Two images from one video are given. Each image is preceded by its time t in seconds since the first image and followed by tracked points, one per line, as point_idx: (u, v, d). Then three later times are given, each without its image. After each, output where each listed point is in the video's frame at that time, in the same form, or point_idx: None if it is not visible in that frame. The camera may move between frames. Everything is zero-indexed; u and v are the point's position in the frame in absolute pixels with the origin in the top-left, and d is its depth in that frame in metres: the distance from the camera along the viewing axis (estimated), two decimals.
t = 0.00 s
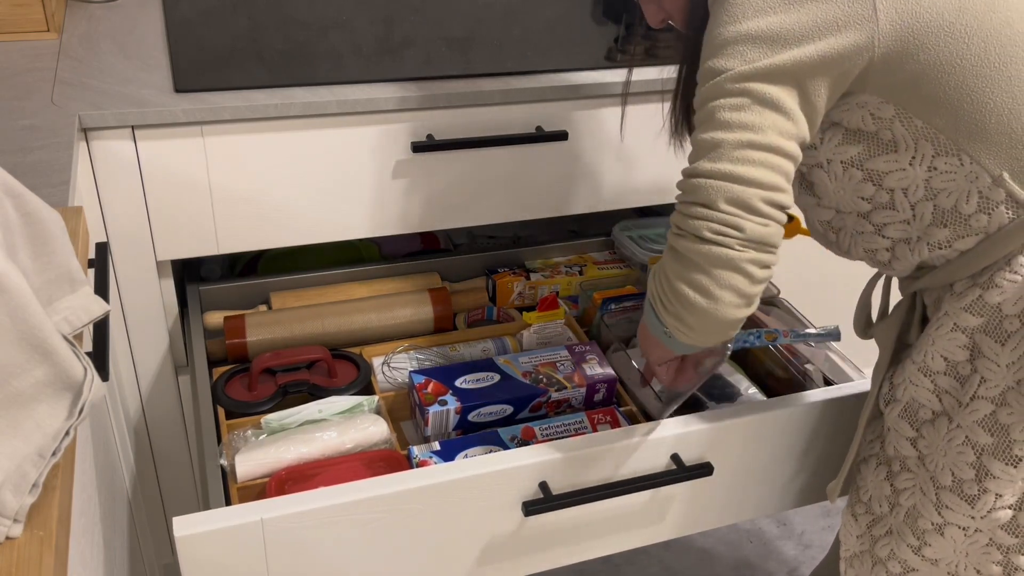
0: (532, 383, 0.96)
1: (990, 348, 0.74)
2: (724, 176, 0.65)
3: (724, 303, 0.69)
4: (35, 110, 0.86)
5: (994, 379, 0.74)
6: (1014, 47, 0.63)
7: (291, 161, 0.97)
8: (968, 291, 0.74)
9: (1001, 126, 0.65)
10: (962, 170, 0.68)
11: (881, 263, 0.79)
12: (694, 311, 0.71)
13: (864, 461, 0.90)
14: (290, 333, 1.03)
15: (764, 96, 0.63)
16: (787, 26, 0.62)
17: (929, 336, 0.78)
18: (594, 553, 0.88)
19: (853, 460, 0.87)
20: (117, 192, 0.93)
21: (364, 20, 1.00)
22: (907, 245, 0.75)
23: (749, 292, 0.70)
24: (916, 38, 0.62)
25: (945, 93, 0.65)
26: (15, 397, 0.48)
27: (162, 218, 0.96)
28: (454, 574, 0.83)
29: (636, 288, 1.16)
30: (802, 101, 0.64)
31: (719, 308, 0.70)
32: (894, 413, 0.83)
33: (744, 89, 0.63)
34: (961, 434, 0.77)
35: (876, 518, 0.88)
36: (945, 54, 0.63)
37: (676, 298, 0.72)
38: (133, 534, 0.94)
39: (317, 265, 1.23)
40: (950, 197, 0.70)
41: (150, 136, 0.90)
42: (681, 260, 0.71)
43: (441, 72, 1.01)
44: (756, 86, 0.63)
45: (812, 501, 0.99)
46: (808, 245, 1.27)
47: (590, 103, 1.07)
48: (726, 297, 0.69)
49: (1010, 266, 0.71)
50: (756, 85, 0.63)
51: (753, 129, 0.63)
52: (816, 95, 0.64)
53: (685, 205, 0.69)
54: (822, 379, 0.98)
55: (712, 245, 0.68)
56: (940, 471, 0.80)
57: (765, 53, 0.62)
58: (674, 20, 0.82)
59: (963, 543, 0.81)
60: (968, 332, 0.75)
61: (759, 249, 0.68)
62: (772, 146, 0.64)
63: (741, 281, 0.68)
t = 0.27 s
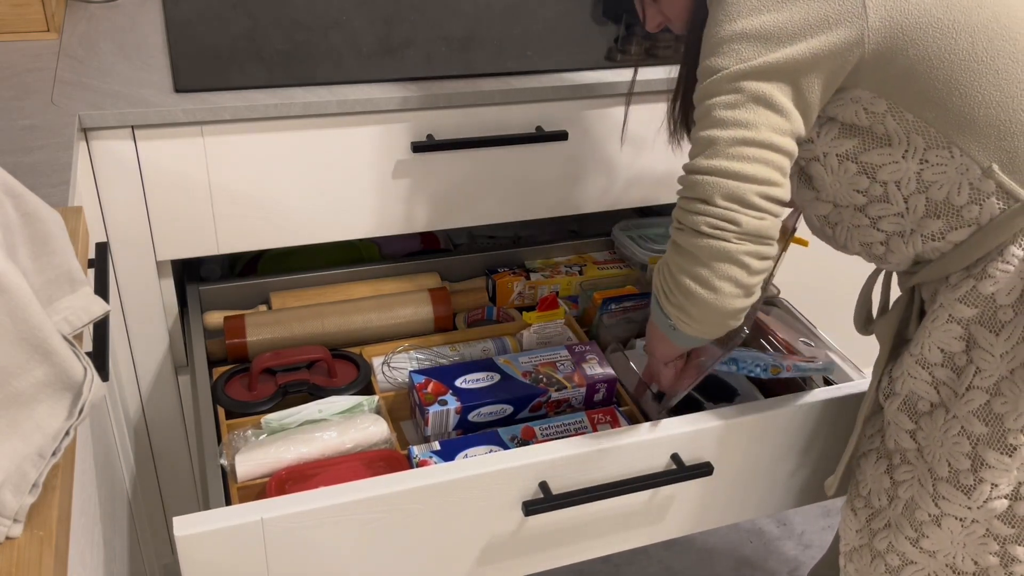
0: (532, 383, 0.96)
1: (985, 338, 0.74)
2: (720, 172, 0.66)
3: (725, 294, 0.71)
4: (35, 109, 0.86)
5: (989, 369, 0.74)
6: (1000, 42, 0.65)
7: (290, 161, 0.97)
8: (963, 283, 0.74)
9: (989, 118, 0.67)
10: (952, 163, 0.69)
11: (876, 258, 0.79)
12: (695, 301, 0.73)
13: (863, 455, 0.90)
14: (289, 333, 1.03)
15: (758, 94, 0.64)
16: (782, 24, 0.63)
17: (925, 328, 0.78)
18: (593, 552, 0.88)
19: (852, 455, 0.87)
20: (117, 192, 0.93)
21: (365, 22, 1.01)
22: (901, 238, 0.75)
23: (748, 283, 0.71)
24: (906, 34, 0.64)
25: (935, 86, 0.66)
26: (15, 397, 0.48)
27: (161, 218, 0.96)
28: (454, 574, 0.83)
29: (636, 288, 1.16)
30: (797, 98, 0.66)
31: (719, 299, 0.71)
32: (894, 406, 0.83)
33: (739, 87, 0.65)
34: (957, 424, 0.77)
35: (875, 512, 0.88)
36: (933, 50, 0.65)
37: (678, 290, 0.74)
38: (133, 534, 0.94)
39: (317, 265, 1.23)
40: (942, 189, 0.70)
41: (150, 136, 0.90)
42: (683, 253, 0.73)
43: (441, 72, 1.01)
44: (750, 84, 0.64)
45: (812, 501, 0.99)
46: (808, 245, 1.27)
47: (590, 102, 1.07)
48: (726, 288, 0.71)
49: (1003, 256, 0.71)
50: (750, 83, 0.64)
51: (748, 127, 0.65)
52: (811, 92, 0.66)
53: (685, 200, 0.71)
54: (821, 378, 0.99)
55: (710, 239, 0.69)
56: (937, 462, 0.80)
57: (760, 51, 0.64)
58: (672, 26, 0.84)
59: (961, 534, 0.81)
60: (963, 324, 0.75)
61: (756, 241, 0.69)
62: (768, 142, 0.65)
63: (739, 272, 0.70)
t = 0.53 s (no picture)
0: (532, 383, 0.96)
1: (987, 332, 0.74)
2: (722, 167, 0.68)
3: (723, 288, 0.72)
4: (35, 109, 0.86)
5: (991, 362, 0.74)
6: (1000, 38, 0.66)
7: (290, 161, 0.97)
8: (965, 277, 0.74)
9: (989, 113, 0.67)
10: (953, 157, 0.69)
11: (879, 254, 0.78)
12: (693, 295, 0.74)
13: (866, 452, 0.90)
14: (289, 334, 1.03)
15: (759, 89, 0.66)
16: (784, 22, 0.65)
17: (928, 323, 0.78)
18: (593, 553, 0.88)
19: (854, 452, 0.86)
20: (117, 192, 0.93)
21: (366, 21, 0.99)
22: (903, 233, 0.75)
23: (745, 277, 0.72)
24: (905, 31, 0.65)
25: (936, 82, 0.67)
26: (15, 397, 0.48)
27: (162, 218, 0.96)
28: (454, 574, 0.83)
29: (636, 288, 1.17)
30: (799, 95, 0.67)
31: (717, 292, 0.72)
32: (897, 403, 0.82)
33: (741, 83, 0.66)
34: (960, 418, 0.77)
35: (878, 508, 0.87)
36: (933, 46, 0.66)
37: (678, 284, 0.75)
38: (133, 534, 0.94)
39: (317, 265, 1.23)
40: (944, 183, 0.70)
41: (150, 136, 0.90)
42: (682, 247, 0.74)
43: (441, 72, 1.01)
44: (752, 80, 0.66)
45: (811, 501, 0.99)
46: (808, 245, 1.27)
47: (590, 102, 1.07)
48: (725, 282, 0.72)
49: (1004, 249, 0.71)
50: (751, 79, 0.66)
51: (750, 122, 0.66)
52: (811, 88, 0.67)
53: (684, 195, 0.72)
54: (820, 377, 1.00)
55: (710, 233, 0.70)
56: (939, 456, 0.79)
57: (762, 48, 0.66)
58: (676, 31, 0.84)
59: (963, 529, 0.80)
60: (966, 318, 0.75)
61: (755, 236, 0.71)
62: (768, 137, 0.66)
63: (737, 266, 0.71)
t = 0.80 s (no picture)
0: (532, 383, 0.96)
1: (994, 329, 0.74)
2: (735, 166, 0.67)
3: (740, 288, 0.71)
4: (35, 109, 0.86)
5: (998, 360, 0.74)
6: (1009, 36, 0.65)
7: (290, 161, 0.97)
8: (972, 274, 0.75)
9: (998, 111, 0.67)
10: (962, 155, 0.69)
11: (886, 253, 0.79)
12: (711, 295, 0.73)
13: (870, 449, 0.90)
14: (289, 334, 1.03)
15: (771, 87, 0.65)
16: (793, 21, 0.64)
17: (935, 320, 0.78)
18: (594, 553, 0.88)
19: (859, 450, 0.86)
20: (117, 192, 0.93)
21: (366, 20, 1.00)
22: (911, 231, 0.75)
23: (764, 277, 0.71)
24: (915, 28, 0.65)
25: (945, 79, 0.67)
26: (15, 397, 0.48)
27: (162, 218, 0.96)
28: (455, 574, 0.83)
29: (637, 288, 1.16)
30: (811, 92, 0.67)
31: (736, 292, 0.71)
32: (903, 400, 0.83)
33: (751, 81, 0.65)
34: (966, 415, 0.76)
35: (882, 505, 0.88)
36: (943, 43, 0.65)
37: (694, 285, 0.74)
38: (133, 534, 0.94)
39: (317, 265, 1.23)
40: (952, 181, 0.71)
41: (151, 135, 0.90)
42: (698, 248, 0.73)
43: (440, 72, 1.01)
44: (762, 78, 0.65)
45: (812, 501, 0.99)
46: (808, 245, 1.27)
47: (590, 102, 1.07)
48: (743, 282, 0.71)
49: (1012, 246, 0.71)
50: (763, 77, 0.65)
51: (762, 120, 0.66)
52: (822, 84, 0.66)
53: (699, 195, 0.71)
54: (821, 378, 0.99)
55: (727, 234, 0.69)
56: (945, 453, 0.79)
57: (772, 46, 0.65)
58: (678, 35, 0.84)
59: (968, 526, 0.79)
60: (973, 315, 0.75)
61: (773, 234, 0.69)
62: (782, 135, 0.66)
63: (755, 265, 0.70)
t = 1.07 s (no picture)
0: (532, 383, 0.96)
1: (1006, 329, 0.73)
2: (769, 171, 0.66)
3: (784, 293, 0.71)
4: (35, 109, 0.86)
5: (1010, 361, 0.73)
6: None
7: (290, 161, 0.97)
8: (984, 274, 0.74)
9: (1014, 110, 0.67)
10: (977, 156, 0.69)
11: (897, 253, 0.79)
12: (754, 300, 0.72)
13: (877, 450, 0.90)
14: (289, 334, 1.03)
15: (796, 88, 0.65)
16: (811, 20, 0.64)
17: (946, 320, 0.78)
18: (594, 553, 0.88)
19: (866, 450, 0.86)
20: (117, 192, 0.93)
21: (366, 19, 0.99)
22: (924, 232, 0.75)
23: (808, 278, 0.71)
24: (931, 28, 0.66)
25: (961, 80, 0.67)
26: (15, 397, 0.48)
27: (162, 217, 0.96)
28: (455, 574, 0.83)
29: (636, 288, 1.16)
30: (833, 90, 0.67)
31: (782, 296, 0.71)
32: (911, 400, 0.82)
33: (776, 83, 0.65)
34: (977, 416, 0.76)
35: (890, 506, 0.87)
36: (958, 42, 0.66)
37: (735, 291, 0.73)
38: (132, 534, 0.94)
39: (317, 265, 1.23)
40: (967, 182, 0.70)
41: (151, 135, 0.90)
42: (738, 257, 0.72)
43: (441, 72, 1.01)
44: (785, 80, 0.65)
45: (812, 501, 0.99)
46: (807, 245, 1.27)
47: (590, 103, 1.07)
48: (786, 287, 0.70)
49: None
50: (787, 78, 0.65)
51: (792, 123, 0.65)
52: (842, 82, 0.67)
53: (733, 202, 0.70)
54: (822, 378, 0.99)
55: (770, 240, 0.68)
56: (955, 454, 0.79)
57: (792, 46, 0.65)
58: (681, 45, 0.81)
59: (978, 527, 0.79)
60: (985, 316, 0.75)
61: (813, 236, 0.69)
62: (812, 136, 0.65)
63: (799, 268, 0.70)
